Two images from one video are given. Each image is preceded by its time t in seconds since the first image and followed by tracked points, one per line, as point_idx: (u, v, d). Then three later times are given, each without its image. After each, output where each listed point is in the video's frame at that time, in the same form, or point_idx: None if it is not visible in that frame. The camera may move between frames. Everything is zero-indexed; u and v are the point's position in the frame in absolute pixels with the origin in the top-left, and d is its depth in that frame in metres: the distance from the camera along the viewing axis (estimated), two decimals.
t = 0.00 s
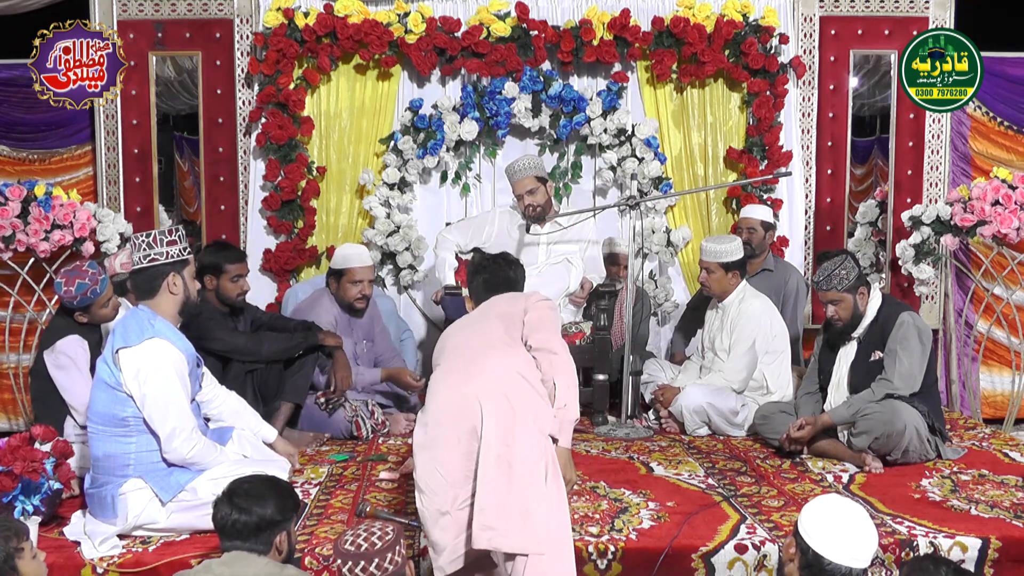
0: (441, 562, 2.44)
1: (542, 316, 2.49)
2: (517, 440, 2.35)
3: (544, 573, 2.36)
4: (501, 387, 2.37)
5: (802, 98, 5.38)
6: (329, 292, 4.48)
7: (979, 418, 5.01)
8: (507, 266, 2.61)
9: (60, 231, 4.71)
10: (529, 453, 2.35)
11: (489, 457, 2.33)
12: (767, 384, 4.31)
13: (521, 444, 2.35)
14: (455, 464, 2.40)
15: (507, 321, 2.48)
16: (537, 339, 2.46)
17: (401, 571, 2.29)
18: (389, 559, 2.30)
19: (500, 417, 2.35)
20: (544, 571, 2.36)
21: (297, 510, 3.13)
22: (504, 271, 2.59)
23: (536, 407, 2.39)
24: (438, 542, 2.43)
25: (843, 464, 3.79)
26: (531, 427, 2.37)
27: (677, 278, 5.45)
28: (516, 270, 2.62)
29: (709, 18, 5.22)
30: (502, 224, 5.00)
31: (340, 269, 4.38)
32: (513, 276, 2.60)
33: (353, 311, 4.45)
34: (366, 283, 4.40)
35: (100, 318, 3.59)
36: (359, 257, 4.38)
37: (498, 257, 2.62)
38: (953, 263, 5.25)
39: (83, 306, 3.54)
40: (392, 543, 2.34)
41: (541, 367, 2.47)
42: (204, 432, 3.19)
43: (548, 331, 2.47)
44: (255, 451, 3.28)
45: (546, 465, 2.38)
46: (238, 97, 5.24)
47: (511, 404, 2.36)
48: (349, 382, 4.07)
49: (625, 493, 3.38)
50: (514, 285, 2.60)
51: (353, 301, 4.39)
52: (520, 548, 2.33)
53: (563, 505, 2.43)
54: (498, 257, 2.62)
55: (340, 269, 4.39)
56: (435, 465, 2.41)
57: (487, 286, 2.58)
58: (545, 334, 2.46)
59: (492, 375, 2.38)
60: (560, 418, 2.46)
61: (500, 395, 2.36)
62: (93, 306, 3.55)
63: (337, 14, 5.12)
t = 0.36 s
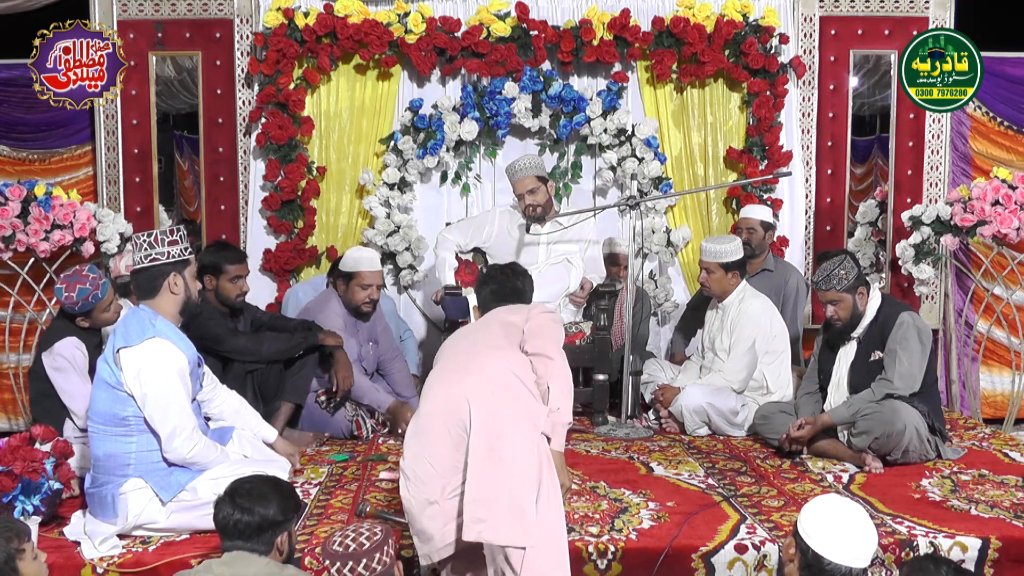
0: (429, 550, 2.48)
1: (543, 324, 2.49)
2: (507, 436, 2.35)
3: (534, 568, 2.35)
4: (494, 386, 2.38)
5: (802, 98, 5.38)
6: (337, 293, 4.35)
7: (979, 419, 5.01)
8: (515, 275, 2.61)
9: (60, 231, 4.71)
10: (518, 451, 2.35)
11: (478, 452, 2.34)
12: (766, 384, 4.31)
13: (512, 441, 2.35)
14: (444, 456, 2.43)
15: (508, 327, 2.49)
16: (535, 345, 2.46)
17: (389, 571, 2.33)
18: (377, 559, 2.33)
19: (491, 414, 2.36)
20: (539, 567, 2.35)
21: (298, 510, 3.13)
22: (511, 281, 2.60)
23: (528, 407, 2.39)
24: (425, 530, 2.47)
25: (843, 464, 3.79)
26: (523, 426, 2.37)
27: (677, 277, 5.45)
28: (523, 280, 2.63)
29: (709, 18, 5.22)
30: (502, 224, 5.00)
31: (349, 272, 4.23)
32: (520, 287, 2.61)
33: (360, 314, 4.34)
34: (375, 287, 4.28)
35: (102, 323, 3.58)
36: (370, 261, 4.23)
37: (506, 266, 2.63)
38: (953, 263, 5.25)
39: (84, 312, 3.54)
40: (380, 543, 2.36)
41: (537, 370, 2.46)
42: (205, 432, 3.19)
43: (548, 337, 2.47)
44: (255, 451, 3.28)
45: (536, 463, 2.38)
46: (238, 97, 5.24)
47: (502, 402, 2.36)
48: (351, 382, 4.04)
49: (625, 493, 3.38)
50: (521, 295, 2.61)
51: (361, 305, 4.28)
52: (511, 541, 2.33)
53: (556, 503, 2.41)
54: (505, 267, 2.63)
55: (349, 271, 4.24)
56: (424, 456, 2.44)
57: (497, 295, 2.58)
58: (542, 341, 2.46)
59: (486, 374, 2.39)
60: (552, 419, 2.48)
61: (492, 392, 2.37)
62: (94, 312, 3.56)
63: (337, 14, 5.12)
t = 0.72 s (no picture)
0: (429, 542, 2.50)
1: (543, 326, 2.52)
2: (504, 428, 2.35)
3: (530, 561, 2.34)
4: (493, 380, 2.38)
5: (802, 98, 5.38)
6: (341, 298, 4.31)
7: (979, 418, 5.01)
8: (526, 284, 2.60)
9: (60, 231, 4.71)
10: (515, 443, 2.35)
11: (475, 443, 2.35)
12: (767, 384, 4.31)
13: (508, 433, 2.35)
14: (441, 451, 2.44)
15: (509, 333, 2.50)
16: (535, 345, 2.49)
17: (390, 571, 2.33)
18: (378, 559, 2.32)
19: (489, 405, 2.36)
20: (536, 560, 2.34)
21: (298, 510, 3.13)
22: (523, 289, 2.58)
23: (526, 401, 2.39)
24: (423, 523, 2.48)
25: (843, 464, 3.79)
26: (520, 418, 2.37)
27: (677, 277, 5.45)
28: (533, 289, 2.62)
29: (709, 18, 5.22)
30: (502, 225, 5.00)
31: (355, 277, 4.17)
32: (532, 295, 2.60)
33: (364, 318, 4.28)
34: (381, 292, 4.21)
35: (111, 317, 3.60)
36: (377, 266, 4.17)
37: (513, 275, 2.61)
38: (953, 263, 5.25)
39: (92, 307, 3.56)
40: (380, 543, 2.36)
41: (535, 368, 2.48)
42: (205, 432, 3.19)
43: (549, 337, 2.50)
44: (255, 451, 3.28)
45: (534, 456, 2.37)
46: (238, 97, 5.24)
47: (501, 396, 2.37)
48: (351, 383, 4.04)
49: (625, 493, 3.38)
50: (528, 304, 2.59)
51: (366, 310, 4.23)
52: (509, 529, 2.33)
53: (555, 495, 2.40)
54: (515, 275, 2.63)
55: (356, 276, 4.18)
56: (421, 450, 2.44)
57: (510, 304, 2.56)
58: (543, 342, 2.48)
59: (484, 369, 2.40)
60: (550, 415, 2.46)
61: (491, 385, 2.38)
62: (103, 305, 3.56)
63: (337, 14, 5.12)
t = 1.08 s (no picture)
0: (436, 545, 2.50)
1: (552, 319, 2.53)
2: (507, 431, 2.35)
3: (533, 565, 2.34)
4: (497, 379, 2.38)
5: (802, 98, 5.38)
6: (342, 299, 4.31)
7: (979, 418, 5.01)
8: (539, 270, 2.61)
9: (60, 231, 4.71)
10: (519, 444, 2.35)
11: (479, 446, 2.35)
12: (767, 384, 4.31)
13: (512, 434, 2.35)
14: (446, 451, 2.44)
15: (517, 326, 2.50)
16: (542, 343, 2.51)
17: (392, 571, 2.33)
18: (382, 560, 2.33)
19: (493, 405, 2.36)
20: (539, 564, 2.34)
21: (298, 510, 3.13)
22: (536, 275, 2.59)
23: (531, 401, 2.39)
24: (431, 526, 2.48)
25: (843, 464, 3.79)
26: (523, 420, 2.36)
27: (677, 277, 5.45)
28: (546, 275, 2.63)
29: (709, 18, 5.22)
30: (502, 224, 5.00)
31: (357, 280, 4.17)
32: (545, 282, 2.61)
33: (365, 321, 4.27)
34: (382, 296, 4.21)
35: (114, 315, 3.61)
36: (379, 270, 4.17)
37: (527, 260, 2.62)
38: (953, 263, 5.25)
39: (97, 304, 3.56)
40: (385, 544, 2.37)
41: (543, 368, 2.51)
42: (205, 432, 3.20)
43: (556, 332, 2.52)
44: (255, 451, 3.29)
45: (538, 457, 2.37)
46: (238, 97, 5.24)
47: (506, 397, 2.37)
48: (351, 383, 4.04)
49: (625, 493, 3.38)
50: (541, 290, 2.60)
51: (367, 312, 4.22)
52: (510, 534, 2.33)
53: (559, 497, 2.41)
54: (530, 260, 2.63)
55: (357, 278, 4.18)
56: (427, 453, 2.45)
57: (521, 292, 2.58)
58: (550, 340, 2.51)
59: (489, 368, 2.40)
60: (555, 417, 2.46)
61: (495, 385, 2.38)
62: (107, 304, 3.58)
63: (337, 14, 5.12)
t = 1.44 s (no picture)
0: (439, 552, 2.50)
1: (549, 308, 2.51)
2: (505, 438, 2.35)
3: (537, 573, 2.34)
4: (492, 384, 2.38)
5: (802, 98, 5.38)
6: (342, 301, 4.31)
7: (979, 418, 5.01)
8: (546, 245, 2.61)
9: (60, 231, 4.71)
10: (517, 447, 2.35)
11: (476, 449, 2.35)
12: (767, 384, 4.31)
13: (509, 438, 2.35)
14: (445, 454, 2.45)
15: (511, 322, 2.49)
16: (537, 338, 2.48)
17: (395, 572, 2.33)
18: (383, 561, 2.33)
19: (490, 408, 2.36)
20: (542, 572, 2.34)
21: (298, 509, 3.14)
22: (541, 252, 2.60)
23: (527, 402, 2.39)
24: (433, 534, 2.48)
25: (843, 464, 3.79)
26: (519, 427, 2.36)
27: (677, 278, 5.45)
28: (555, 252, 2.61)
29: (709, 18, 5.22)
30: (502, 224, 5.00)
31: (356, 282, 4.15)
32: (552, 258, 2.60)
33: (363, 323, 4.26)
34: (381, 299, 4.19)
35: (115, 316, 3.61)
36: (378, 273, 4.14)
37: (532, 240, 2.64)
38: (953, 263, 5.26)
39: (100, 304, 3.57)
40: (386, 544, 2.37)
41: (539, 364, 2.48)
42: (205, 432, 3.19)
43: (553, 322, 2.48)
44: (255, 451, 3.29)
45: (536, 462, 2.37)
46: (238, 97, 5.24)
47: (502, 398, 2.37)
48: (350, 383, 4.02)
49: (625, 493, 3.38)
50: (545, 268, 2.59)
51: (365, 315, 4.20)
52: (511, 544, 2.33)
53: (560, 501, 2.40)
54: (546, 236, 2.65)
55: (357, 281, 4.16)
56: (426, 461, 2.45)
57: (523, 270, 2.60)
58: (546, 334, 2.47)
59: (484, 368, 2.40)
60: (553, 417, 2.44)
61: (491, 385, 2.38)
62: (109, 303, 3.58)
63: (337, 14, 5.12)
